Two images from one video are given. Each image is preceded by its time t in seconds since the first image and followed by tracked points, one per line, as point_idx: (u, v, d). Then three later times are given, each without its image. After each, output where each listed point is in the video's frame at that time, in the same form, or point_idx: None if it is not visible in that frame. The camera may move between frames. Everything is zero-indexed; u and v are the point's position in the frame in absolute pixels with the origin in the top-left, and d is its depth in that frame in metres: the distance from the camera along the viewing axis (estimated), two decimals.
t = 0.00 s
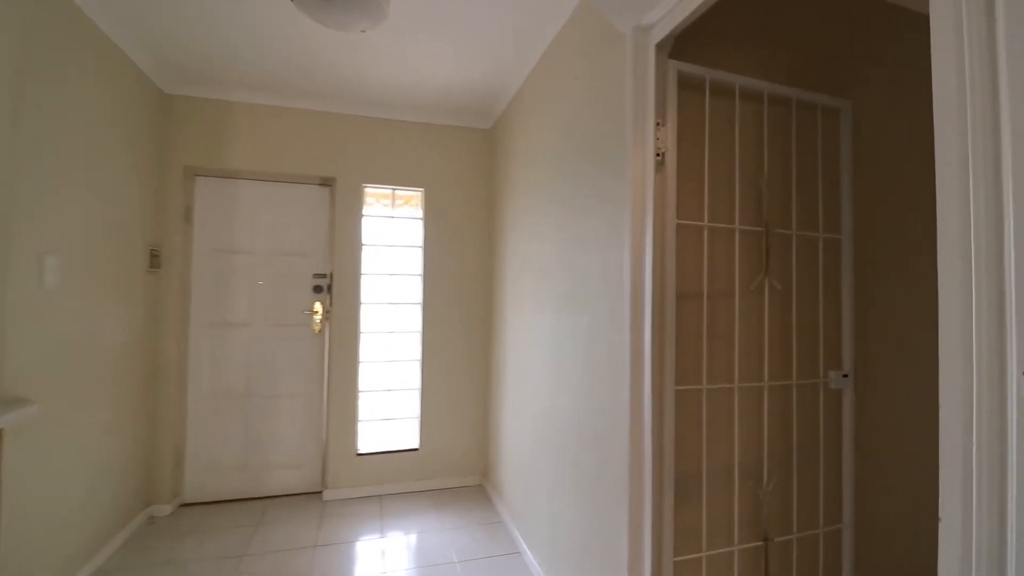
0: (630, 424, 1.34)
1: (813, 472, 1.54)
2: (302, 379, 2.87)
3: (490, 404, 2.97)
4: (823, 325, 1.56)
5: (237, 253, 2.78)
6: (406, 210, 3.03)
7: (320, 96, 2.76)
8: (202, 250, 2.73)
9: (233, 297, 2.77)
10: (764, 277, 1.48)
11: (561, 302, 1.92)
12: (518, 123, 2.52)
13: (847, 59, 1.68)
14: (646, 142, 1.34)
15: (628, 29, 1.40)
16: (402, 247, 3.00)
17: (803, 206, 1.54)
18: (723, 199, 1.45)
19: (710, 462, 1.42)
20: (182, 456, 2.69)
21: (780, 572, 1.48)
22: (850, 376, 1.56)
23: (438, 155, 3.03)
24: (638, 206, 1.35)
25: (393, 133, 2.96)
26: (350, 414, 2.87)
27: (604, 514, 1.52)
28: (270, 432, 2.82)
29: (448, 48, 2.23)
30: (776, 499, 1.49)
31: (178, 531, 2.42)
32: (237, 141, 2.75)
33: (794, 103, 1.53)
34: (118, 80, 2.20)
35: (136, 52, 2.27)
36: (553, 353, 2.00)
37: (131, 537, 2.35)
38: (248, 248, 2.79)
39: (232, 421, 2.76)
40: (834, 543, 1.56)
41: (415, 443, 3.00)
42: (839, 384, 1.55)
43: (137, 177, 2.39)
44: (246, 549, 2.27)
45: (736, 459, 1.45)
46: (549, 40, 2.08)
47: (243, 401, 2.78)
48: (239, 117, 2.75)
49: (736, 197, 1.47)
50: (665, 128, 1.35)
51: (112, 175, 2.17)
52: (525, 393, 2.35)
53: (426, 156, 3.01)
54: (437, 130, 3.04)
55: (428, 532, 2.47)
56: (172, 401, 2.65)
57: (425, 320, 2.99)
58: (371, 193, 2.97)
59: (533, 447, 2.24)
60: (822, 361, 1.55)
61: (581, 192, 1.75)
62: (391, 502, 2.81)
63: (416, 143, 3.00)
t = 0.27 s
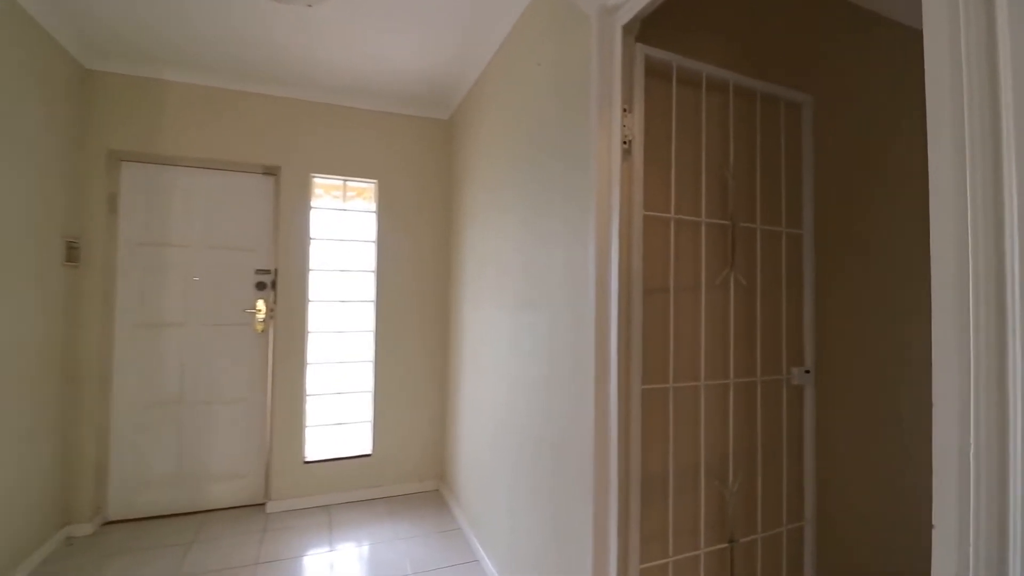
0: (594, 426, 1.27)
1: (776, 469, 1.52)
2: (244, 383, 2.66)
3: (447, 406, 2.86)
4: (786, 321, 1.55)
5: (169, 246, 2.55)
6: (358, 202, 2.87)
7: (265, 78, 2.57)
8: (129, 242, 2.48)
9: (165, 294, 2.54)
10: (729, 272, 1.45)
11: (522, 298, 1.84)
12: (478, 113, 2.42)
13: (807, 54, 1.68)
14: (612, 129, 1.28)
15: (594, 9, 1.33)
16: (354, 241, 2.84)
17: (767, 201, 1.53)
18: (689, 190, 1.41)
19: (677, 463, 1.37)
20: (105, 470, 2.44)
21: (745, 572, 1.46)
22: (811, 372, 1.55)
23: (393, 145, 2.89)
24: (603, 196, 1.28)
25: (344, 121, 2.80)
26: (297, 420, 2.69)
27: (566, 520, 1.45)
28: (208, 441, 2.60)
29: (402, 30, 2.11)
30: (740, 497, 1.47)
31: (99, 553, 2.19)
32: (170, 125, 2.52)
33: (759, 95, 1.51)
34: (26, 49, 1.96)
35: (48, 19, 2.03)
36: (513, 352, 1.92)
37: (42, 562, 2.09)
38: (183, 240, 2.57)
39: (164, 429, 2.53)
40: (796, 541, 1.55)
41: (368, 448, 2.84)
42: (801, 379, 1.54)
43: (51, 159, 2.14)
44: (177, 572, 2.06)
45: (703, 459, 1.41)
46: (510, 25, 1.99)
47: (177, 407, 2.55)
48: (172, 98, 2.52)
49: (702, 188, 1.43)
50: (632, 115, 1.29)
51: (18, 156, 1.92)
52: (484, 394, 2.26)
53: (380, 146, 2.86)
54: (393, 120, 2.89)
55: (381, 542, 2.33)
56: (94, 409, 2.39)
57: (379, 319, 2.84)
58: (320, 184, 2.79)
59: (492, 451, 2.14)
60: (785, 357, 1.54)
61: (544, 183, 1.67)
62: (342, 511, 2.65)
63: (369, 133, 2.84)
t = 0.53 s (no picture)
0: (564, 433, 1.18)
1: (749, 471, 1.48)
2: (184, 389, 2.45)
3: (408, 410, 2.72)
4: (759, 319, 1.50)
5: (98, 239, 2.31)
6: (312, 195, 2.71)
7: (208, 58, 2.37)
8: (50, 234, 2.23)
9: (92, 292, 2.30)
10: (703, 268, 1.39)
11: (487, 297, 1.73)
12: (440, 101, 2.30)
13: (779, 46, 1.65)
14: (584, 113, 1.19)
15: None
16: (307, 236, 2.67)
17: (740, 195, 1.48)
18: (663, 182, 1.34)
19: (651, 469, 1.30)
20: (20, 488, 2.18)
21: None
22: (783, 371, 1.52)
23: (350, 135, 2.73)
24: (574, 186, 1.19)
25: (297, 108, 2.62)
26: (243, 428, 2.50)
27: (533, 530, 1.35)
28: (142, 453, 2.38)
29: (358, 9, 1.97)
30: (714, 502, 1.41)
31: None
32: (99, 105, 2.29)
33: (733, 86, 1.46)
34: None
35: None
36: (477, 354, 1.81)
37: None
38: (113, 233, 2.33)
39: (91, 441, 2.29)
40: (768, 544, 1.51)
41: (323, 456, 2.68)
42: (774, 379, 1.50)
43: None
44: None
45: (677, 464, 1.34)
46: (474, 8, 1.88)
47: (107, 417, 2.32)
48: (101, 76, 2.29)
49: (676, 180, 1.36)
50: (605, 99, 1.21)
51: None
52: (446, 396, 2.15)
53: (336, 135, 2.70)
54: (350, 108, 2.74)
55: (336, 557, 2.18)
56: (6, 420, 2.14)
57: (334, 318, 2.68)
58: (269, 174, 2.62)
59: (455, 458, 2.03)
60: (758, 356, 1.50)
61: (511, 174, 1.58)
62: (294, 524, 2.48)
63: (324, 121, 2.68)
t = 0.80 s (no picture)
0: (534, 446, 1.08)
1: (724, 481, 1.42)
2: (119, 399, 2.23)
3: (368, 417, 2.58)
4: (735, 322, 1.45)
5: (18, 233, 2.07)
6: (264, 189, 2.53)
7: (147, 37, 2.17)
8: None
9: (11, 293, 2.06)
10: (680, 267, 1.32)
11: (452, 299, 1.62)
12: (403, 92, 2.18)
13: (754, 40, 1.60)
14: (556, 98, 1.10)
15: None
16: (258, 233, 2.49)
17: (716, 192, 1.42)
18: (638, 177, 1.27)
19: (626, 481, 1.22)
20: None
21: None
22: (759, 375, 1.47)
23: (306, 126, 2.57)
24: (545, 178, 1.10)
25: (247, 95, 2.44)
26: (187, 440, 2.31)
27: (501, 551, 1.25)
28: (70, 471, 2.15)
29: None
30: (690, 514, 1.34)
31: None
32: (20, 85, 2.05)
33: (710, 78, 1.40)
34: None
35: None
36: (441, 360, 1.70)
37: None
38: (36, 227, 2.10)
39: (9, 458, 2.06)
40: (743, 555, 1.46)
41: (276, 469, 2.51)
42: (750, 384, 1.45)
43: None
44: None
45: (652, 476, 1.27)
46: None
47: (27, 431, 2.09)
48: (23, 52, 2.06)
49: (652, 175, 1.29)
50: (579, 85, 1.12)
51: None
52: (408, 404, 2.02)
53: (291, 126, 2.54)
54: (306, 97, 2.57)
55: None
56: None
57: (289, 322, 2.51)
58: (217, 166, 2.43)
59: (417, 470, 1.91)
60: (734, 360, 1.44)
61: (478, 167, 1.47)
62: (243, 543, 2.30)
63: (278, 110, 2.51)
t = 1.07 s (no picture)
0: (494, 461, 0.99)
1: (694, 489, 1.36)
2: (35, 411, 2.00)
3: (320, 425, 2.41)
4: (706, 323, 1.39)
5: None
6: (205, 179, 2.34)
7: (68, 8, 1.95)
8: None
9: None
10: (650, 265, 1.25)
11: (408, 300, 1.50)
12: (357, 77, 2.04)
13: (725, 31, 1.55)
14: (520, 79, 1.01)
15: None
16: (197, 226, 2.29)
17: (688, 187, 1.36)
18: (607, 169, 1.19)
19: (593, 495, 1.13)
20: None
21: None
22: (730, 378, 1.41)
23: (253, 114, 2.39)
24: (508, 166, 1.01)
25: (186, 76, 2.24)
26: (116, 454, 2.10)
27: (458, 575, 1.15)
28: None
29: None
30: (660, 527, 1.27)
31: None
32: None
33: (682, 66, 1.34)
34: None
35: None
36: (396, 366, 1.58)
37: None
38: None
39: None
40: (713, 567, 1.40)
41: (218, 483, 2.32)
42: (720, 387, 1.39)
43: None
44: None
45: (621, 488, 1.19)
46: None
47: None
48: None
49: (622, 167, 1.21)
50: (545, 66, 1.03)
51: None
52: (361, 412, 1.89)
53: (237, 112, 2.35)
54: (253, 82, 2.39)
55: None
56: None
57: (233, 324, 2.33)
58: (151, 153, 2.23)
59: (370, 483, 1.78)
60: (705, 363, 1.38)
61: (436, 157, 1.36)
62: (179, 566, 2.10)
63: (221, 95, 2.32)
